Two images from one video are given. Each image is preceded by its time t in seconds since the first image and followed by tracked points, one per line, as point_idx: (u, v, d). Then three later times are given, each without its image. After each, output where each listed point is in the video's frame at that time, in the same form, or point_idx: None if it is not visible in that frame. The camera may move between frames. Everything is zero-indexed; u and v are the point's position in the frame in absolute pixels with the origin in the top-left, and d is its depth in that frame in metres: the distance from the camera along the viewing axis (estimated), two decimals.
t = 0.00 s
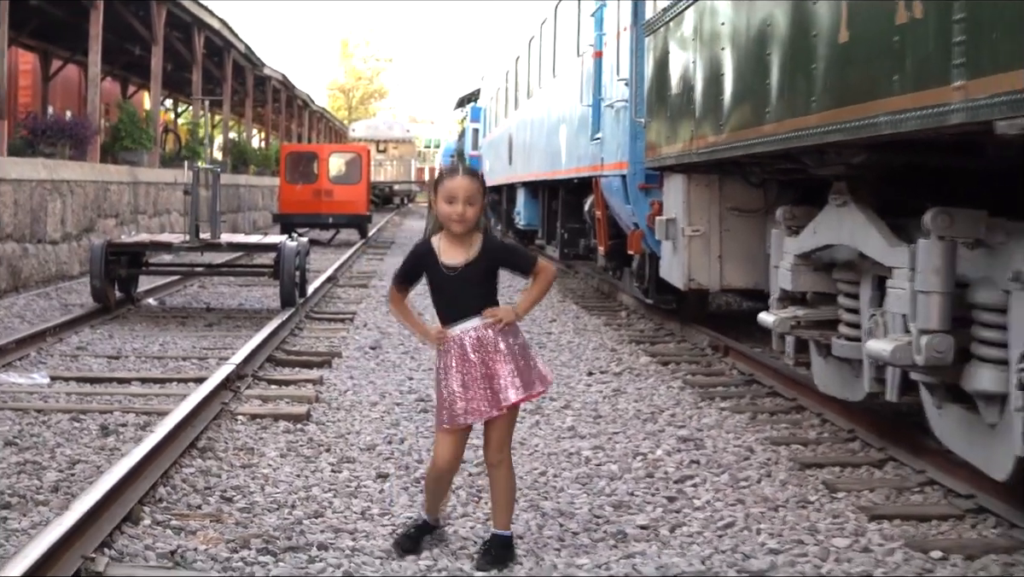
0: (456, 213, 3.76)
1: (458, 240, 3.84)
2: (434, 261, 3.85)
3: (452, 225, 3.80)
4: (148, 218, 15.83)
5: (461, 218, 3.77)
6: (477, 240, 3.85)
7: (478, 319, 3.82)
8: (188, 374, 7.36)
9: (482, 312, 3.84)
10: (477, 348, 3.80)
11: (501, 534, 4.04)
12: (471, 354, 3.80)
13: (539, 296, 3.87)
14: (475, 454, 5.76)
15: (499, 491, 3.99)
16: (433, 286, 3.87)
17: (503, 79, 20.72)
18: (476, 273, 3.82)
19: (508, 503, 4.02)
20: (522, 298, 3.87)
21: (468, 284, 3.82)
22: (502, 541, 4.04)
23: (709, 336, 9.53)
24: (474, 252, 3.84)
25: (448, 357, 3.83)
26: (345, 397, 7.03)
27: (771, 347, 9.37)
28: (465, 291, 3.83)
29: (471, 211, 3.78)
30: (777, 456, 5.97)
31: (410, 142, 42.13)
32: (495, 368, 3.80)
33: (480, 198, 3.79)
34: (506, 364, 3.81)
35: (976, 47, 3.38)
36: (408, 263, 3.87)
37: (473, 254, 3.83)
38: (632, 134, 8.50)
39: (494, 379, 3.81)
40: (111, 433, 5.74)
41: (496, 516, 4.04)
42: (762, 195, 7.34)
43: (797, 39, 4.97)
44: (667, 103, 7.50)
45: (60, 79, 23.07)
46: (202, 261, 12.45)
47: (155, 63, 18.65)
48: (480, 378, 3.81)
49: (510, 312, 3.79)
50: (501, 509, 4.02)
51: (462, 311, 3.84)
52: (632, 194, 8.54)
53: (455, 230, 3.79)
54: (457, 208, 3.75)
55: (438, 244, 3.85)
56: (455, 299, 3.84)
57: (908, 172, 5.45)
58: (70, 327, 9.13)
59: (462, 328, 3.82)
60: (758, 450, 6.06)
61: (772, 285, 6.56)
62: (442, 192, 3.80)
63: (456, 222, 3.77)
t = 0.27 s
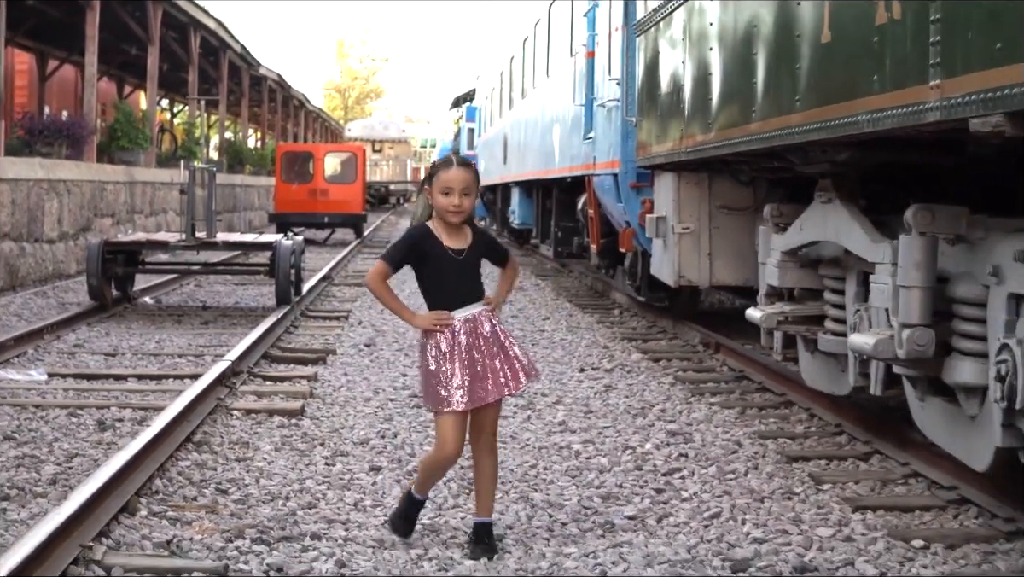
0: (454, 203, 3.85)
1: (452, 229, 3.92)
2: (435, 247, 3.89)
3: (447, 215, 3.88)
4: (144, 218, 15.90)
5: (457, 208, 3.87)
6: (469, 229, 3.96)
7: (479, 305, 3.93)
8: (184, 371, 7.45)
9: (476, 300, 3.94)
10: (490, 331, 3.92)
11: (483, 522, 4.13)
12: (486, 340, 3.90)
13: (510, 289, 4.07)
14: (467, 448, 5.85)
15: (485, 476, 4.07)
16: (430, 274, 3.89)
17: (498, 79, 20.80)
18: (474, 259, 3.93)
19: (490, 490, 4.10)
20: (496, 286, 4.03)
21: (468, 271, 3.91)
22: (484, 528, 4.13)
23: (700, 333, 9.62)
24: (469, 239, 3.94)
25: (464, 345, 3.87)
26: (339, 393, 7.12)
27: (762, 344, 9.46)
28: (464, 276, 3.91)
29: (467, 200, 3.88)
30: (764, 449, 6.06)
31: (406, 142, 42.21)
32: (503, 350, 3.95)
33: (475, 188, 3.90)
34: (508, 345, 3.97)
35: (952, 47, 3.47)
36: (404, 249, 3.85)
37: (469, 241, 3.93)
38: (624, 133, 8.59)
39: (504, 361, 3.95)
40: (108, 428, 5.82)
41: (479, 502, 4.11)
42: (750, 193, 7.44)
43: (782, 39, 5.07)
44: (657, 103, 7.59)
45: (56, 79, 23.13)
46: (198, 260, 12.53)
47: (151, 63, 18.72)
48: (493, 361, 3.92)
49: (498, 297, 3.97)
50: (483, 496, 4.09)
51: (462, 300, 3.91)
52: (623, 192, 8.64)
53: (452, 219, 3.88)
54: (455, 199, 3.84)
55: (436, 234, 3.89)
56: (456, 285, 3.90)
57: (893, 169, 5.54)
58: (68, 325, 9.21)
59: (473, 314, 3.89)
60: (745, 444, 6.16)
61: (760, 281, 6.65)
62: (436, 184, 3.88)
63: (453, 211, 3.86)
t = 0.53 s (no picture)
0: (446, 194, 4.02)
1: (442, 221, 4.09)
2: (430, 235, 4.04)
3: (437, 206, 4.05)
4: (143, 215, 15.99)
5: (447, 199, 4.04)
6: (454, 224, 4.15)
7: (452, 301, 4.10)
8: (184, 365, 7.54)
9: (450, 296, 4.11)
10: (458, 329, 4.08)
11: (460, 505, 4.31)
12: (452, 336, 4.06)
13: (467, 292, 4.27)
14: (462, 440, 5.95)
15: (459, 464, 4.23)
16: (422, 261, 4.04)
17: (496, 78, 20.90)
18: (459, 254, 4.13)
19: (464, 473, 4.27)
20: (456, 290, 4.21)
21: (452, 262, 4.09)
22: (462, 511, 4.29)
23: (694, 329, 9.72)
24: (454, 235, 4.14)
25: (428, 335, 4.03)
26: (337, 387, 7.21)
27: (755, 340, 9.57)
28: (450, 267, 4.08)
29: (457, 192, 4.05)
30: (755, 441, 6.17)
31: (404, 141, 42.30)
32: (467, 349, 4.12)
33: (464, 179, 4.07)
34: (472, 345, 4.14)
35: (931, 44, 3.58)
36: (404, 231, 3.96)
37: (454, 236, 4.12)
38: (618, 131, 8.69)
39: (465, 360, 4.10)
40: (109, 420, 5.92)
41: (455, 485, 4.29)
42: (743, 190, 7.55)
43: (769, 38, 5.18)
44: (651, 101, 7.70)
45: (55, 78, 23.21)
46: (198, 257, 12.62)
47: (151, 61, 18.81)
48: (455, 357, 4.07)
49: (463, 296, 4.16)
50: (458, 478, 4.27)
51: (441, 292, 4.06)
52: (618, 190, 8.74)
53: (441, 211, 4.05)
54: (446, 189, 4.01)
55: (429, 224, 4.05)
56: (439, 273, 4.04)
57: (880, 165, 5.64)
58: (68, 320, 9.30)
59: (446, 309, 4.06)
60: (736, 436, 6.26)
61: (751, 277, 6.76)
62: (428, 175, 4.05)
63: (443, 202, 4.03)
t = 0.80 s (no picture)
0: (429, 199, 4.04)
1: (435, 226, 4.10)
2: (415, 242, 4.08)
3: (424, 211, 4.08)
4: (141, 215, 16.05)
5: (432, 204, 4.06)
6: (452, 231, 4.15)
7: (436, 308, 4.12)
8: (182, 362, 7.61)
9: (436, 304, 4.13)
10: (434, 336, 4.10)
11: (440, 501, 4.34)
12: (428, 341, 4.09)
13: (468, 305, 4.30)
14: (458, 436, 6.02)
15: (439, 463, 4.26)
16: (409, 267, 4.08)
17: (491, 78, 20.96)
18: (453, 260, 4.12)
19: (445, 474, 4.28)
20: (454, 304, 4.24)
21: (444, 270, 4.10)
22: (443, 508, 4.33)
23: (689, 327, 9.80)
24: (450, 241, 4.14)
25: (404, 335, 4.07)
26: (334, 384, 7.28)
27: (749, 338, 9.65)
28: (440, 274, 4.10)
29: (442, 196, 4.06)
30: (747, 437, 6.25)
31: (401, 141, 42.35)
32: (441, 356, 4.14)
33: (451, 184, 4.08)
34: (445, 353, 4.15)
35: (916, 45, 3.65)
36: (385, 237, 4.04)
37: (450, 242, 4.12)
38: (613, 131, 8.77)
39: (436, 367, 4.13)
40: (109, 416, 5.99)
41: (433, 484, 4.32)
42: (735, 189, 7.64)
43: (760, 40, 5.26)
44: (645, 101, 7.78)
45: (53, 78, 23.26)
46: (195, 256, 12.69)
47: (148, 62, 18.87)
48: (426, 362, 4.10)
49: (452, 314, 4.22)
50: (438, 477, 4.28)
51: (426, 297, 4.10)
52: (613, 189, 8.83)
53: (429, 216, 4.07)
54: (429, 195, 4.04)
55: (416, 231, 4.09)
56: (425, 281, 4.09)
57: (870, 164, 5.72)
58: (67, 319, 9.36)
59: (427, 313, 4.10)
60: (729, 431, 6.34)
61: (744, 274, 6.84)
62: (415, 181, 4.09)
63: (428, 207, 4.05)
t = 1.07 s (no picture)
0: (425, 193, 4.10)
1: (434, 222, 4.15)
2: (413, 241, 4.14)
3: (421, 205, 4.13)
4: (140, 216, 16.15)
5: (429, 198, 4.11)
6: (452, 227, 4.18)
7: (443, 309, 4.16)
8: (183, 362, 7.71)
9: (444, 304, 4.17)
10: (438, 336, 4.13)
11: (453, 509, 4.29)
12: (430, 339, 4.12)
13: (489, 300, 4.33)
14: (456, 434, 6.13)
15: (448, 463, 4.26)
16: (411, 266, 4.14)
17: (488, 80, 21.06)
18: (455, 256, 4.13)
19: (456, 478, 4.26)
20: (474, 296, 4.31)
21: (446, 266, 4.13)
22: (451, 513, 4.28)
23: (683, 328, 9.90)
24: (451, 236, 4.16)
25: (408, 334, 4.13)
26: (333, 383, 7.39)
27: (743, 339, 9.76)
28: (443, 271, 4.13)
29: (439, 190, 4.12)
30: (739, 435, 6.36)
31: (398, 143, 42.47)
32: (446, 355, 4.14)
33: (448, 179, 4.14)
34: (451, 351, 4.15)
35: (900, 53, 3.76)
36: (385, 240, 4.15)
37: (450, 238, 4.15)
38: (608, 133, 8.88)
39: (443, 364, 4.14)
40: (112, 414, 6.10)
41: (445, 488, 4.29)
42: (728, 191, 7.76)
43: (751, 46, 5.37)
44: (639, 105, 7.89)
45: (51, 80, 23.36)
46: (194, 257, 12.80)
47: (147, 63, 18.97)
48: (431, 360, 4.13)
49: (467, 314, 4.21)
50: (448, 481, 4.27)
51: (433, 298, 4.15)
52: (608, 191, 8.94)
53: (427, 210, 4.12)
54: (426, 187, 4.10)
55: (414, 228, 4.16)
56: (430, 278, 4.13)
57: (859, 168, 5.84)
58: (68, 319, 9.46)
59: (431, 312, 4.14)
60: (721, 430, 6.45)
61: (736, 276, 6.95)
62: (414, 176, 4.16)
63: (425, 201, 4.11)
